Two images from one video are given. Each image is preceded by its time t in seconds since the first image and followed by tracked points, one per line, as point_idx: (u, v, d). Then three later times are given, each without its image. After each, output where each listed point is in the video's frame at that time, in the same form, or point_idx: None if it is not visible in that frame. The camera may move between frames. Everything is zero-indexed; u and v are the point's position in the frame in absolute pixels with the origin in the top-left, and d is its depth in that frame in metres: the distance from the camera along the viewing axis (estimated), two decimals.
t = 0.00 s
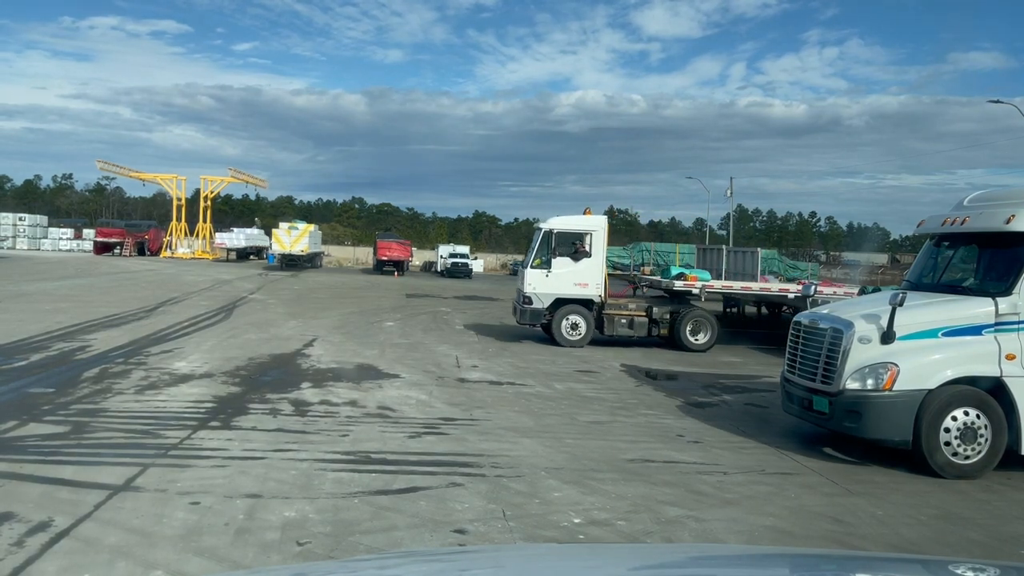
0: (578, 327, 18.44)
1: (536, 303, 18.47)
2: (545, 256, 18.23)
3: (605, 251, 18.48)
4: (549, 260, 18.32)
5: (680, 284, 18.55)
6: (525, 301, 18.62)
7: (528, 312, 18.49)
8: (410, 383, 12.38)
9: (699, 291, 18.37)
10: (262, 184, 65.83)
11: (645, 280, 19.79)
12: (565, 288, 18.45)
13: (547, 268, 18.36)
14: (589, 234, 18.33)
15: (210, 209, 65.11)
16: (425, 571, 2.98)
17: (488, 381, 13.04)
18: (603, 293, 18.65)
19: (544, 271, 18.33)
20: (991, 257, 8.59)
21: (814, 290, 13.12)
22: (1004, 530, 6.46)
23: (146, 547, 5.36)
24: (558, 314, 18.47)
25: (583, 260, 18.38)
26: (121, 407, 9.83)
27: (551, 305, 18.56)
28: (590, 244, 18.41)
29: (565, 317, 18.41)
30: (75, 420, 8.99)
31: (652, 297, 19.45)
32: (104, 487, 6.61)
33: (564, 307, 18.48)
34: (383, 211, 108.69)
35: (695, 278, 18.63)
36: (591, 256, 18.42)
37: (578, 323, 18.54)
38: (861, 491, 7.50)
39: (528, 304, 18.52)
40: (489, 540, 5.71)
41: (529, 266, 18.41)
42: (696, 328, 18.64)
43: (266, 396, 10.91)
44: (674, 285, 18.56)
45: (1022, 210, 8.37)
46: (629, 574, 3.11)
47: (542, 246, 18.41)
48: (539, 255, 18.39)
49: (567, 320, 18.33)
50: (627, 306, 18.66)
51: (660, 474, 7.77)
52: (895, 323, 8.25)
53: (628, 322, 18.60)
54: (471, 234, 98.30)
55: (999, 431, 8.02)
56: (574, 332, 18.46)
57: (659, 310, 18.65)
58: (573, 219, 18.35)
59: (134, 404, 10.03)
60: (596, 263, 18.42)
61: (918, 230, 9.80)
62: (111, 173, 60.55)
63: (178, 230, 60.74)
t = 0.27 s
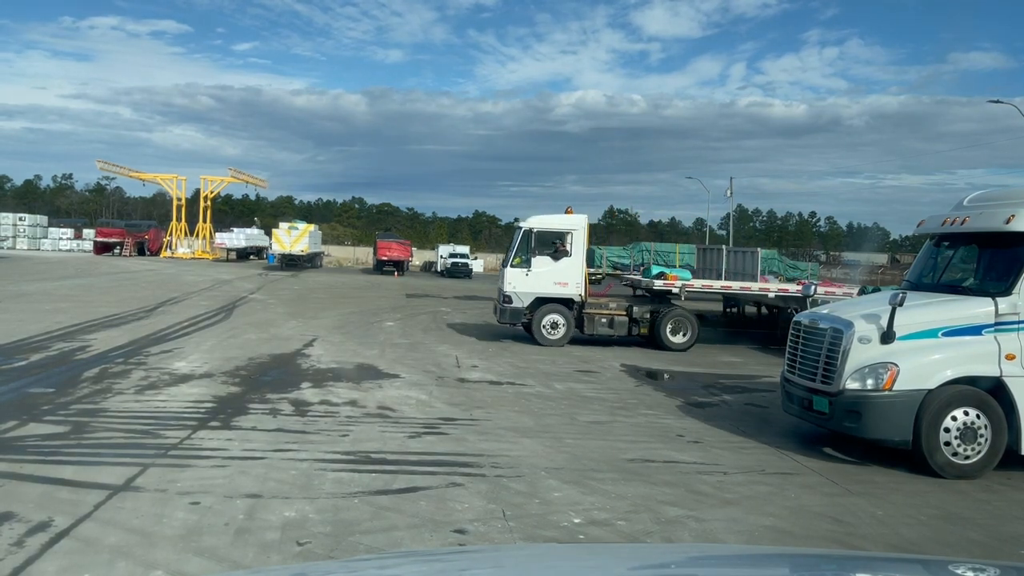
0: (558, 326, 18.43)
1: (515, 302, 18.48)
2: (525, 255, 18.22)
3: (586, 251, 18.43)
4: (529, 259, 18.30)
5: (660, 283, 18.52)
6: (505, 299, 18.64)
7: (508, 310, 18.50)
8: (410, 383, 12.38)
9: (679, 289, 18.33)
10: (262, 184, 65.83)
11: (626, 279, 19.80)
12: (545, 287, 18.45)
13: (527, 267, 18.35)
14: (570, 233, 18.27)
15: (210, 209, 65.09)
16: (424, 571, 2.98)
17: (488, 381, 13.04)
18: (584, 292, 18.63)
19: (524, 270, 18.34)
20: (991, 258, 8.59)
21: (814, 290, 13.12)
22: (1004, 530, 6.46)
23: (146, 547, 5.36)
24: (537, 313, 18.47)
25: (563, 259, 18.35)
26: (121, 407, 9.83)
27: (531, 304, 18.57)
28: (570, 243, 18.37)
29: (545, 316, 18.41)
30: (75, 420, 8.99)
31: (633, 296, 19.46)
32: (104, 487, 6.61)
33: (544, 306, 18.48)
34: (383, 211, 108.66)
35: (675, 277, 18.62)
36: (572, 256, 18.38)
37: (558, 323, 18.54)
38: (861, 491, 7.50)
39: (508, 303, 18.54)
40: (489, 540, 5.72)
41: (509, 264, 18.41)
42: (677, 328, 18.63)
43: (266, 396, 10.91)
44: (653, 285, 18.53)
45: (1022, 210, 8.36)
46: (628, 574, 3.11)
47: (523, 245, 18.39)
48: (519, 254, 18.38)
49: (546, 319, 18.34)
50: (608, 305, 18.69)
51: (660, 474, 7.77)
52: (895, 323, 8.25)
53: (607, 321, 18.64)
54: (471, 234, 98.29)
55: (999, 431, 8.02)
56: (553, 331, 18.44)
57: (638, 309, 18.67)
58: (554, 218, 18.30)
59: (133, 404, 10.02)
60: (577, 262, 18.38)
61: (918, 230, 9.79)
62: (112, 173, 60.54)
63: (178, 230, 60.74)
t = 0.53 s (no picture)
0: (536, 326, 18.43)
1: (493, 301, 18.49)
2: (502, 254, 18.24)
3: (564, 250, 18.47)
4: (506, 258, 18.33)
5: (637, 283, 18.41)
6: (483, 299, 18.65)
7: (485, 310, 18.49)
8: (410, 383, 12.38)
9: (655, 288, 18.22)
10: (263, 184, 65.81)
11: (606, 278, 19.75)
12: (522, 286, 18.46)
13: (505, 266, 18.37)
14: (547, 231, 18.30)
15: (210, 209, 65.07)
16: (425, 571, 2.99)
17: (488, 381, 13.05)
18: (562, 291, 18.64)
19: (502, 269, 18.35)
20: (991, 258, 8.59)
21: (814, 290, 13.12)
22: (1003, 530, 6.47)
23: (146, 547, 5.36)
24: (515, 312, 18.48)
25: (541, 257, 18.38)
26: (120, 407, 9.83)
27: (509, 303, 18.57)
28: (548, 242, 18.40)
29: (523, 315, 18.41)
30: (75, 420, 8.99)
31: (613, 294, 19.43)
32: (104, 487, 6.61)
33: (522, 305, 18.49)
34: (383, 211, 108.65)
35: (654, 276, 18.53)
36: (550, 255, 18.41)
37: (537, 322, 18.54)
38: (861, 491, 7.50)
39: (486, 302, 18.55)
40: (489, 540, 5.72)
41: (487, 263, 18.43)
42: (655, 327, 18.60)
43: (266, 396, 10.91)
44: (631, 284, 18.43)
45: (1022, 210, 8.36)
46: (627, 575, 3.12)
47: (500, 244, 18.42)
48: (497, 253, 18.39)
49: (524, 318, 18.33)
50: (586, 304, 18.68)
51: (660, 474, 7.78)
52: (895, 323, 8.24)
53: (586, 321, 18.64)
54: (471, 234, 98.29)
55: (999, 431, 8.02)
56: (531, 331, 18.44)
57: (616, 309, 18.64)
58: (532, 217, 18.35)
59: (133, 404, 10.03)
60: (554, 261, 18.41)
61: (918, 229, 9.79)
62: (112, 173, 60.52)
63: (178, 230, 60.74)
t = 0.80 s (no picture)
0: (512, 324, 18.46)
1: (470, 300, 18.56)
2: (478, 252, 18.31)
3: (541, 249, 18.50)
4: (483, 257, 18.39)
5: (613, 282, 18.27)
6: (459, 297, 18.73)
7: (462, 308, 18.57)
8: (410, 383, 12.38)
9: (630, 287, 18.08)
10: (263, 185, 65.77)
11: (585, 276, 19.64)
12: (498, 284, 18.52)
13: (481, 265, 18.44)
14: (524, 231, 18.35)
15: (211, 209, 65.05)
16: (425, 570, 2.98)
17: (488, 381, 13.05)
18: (538, 290, 18.66)
19: (478, 268, 18.43)
20: (991, 258, 8.59)
21: (815, 290, 13.11)
22: (1004, 530, 6.46)
23: (146, 547, 5.36)
24: (491, 311, 18.53)
25: (517, 256, 18.42)
26: (120, 407, 9.83)
27: (485, 302, 18.63)
28: (525, 241, 18.44)
29: (499, 313, 18.46)
30: (75, 420, 8.99)
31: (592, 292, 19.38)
32: (104, 487, 6.61)
33: (498, 304, 18.54)
34: (383, 211, 108.64)
35: (630, 275, 18.40)
36: (526, 254, 18.45)
37: (513, 321, 18.59)
38: (862, 491, 7.49)
39: (462, 301, 18.63)
40: (488, 540, 5.72)
41: (464, 262, 18.52)
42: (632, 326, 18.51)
43: (266, 396, 10.90)
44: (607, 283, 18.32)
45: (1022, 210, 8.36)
46: None
47: (477, 243, 18.50)
48: (473, 251, 18.48)
49: (500, 317, 18.37)
50: (564, 302, 18.69)
51: (660, 474, 7.78)
52: (895, 323, 8.24)
53: (563, 319, 18.62)
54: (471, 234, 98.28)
55: (998, 431, 8.02)
56: (508, 330, 18.49)
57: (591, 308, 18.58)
58: (508, 216, 18.41)
59: (133, 404, 10.03)
60: (531, 260, 18.44)
61: (918, 230, 9.78)
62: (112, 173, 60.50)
63: (178, 230, 60.73)
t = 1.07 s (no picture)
0: (487, 323, 18.39)
1: (444, 299, 18.51)
2: (452, 251, 18.31)
3: (515, 248, 18.50)
4: (457, 256, 18.39)
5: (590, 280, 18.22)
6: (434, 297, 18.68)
7: (436, 308, 18.50)
8: (410, 383, 12.37)
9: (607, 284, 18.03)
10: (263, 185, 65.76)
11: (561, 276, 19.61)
12: (473, 283, 18.49)
13: (455, 264, 18.43)
14: (498, 230, 18.40)
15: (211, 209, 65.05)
16: (425, 571, 2.98)
17: (488, 381, 13.05)
18: (513, 289, 18.62)
19: (452, 267, 18.42)
20: (991, 258, 8.58)
21: (815, 290, 13.12)
22: (1004, 530, 6.46)
23: (146, 547, 5.36)
24: (466, 310, 18.46)
25: (491, 255, 18.44)
26: (120, 407, 9.83)
27: (460, 301, 18.58)
28: (500, 240, 18.46)
29: (474, 312, 18.39)
30: (75, 420, 8.99)
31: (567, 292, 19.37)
32: (104, 487, 6.61)
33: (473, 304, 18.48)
34: (383, 211, 108.65)
35: (605, 274, 18.38)
36: (500, 253, 18.45)
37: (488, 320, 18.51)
38: (862, 491, 7.49)
39: (436, 300, 18.57)
40: (488, 540, 5.72)
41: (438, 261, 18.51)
42: (608, 326, 18.50)
43: (266, 396, 10.90)
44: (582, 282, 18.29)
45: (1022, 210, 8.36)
46: None
47: (451, 242, 18.52)
48: (447, 251, 18.48)
49: (475, 316, 18.29)
50: (539, 302, 18.66)
51: (660, 474, 7.77)
52: (895, 323, 8.24)
53: (539, 319, 18.58)
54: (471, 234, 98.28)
55: (998, 431, 8.02)
56: (483, 329, 18.41)
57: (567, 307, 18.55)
58: (484, 215, 18.47)
59: (133, 404, 10.03)
60: (505, 259, 18.45)
61: (918, 230, 9.78)
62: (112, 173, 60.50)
63: (178, 229, 60.72)
